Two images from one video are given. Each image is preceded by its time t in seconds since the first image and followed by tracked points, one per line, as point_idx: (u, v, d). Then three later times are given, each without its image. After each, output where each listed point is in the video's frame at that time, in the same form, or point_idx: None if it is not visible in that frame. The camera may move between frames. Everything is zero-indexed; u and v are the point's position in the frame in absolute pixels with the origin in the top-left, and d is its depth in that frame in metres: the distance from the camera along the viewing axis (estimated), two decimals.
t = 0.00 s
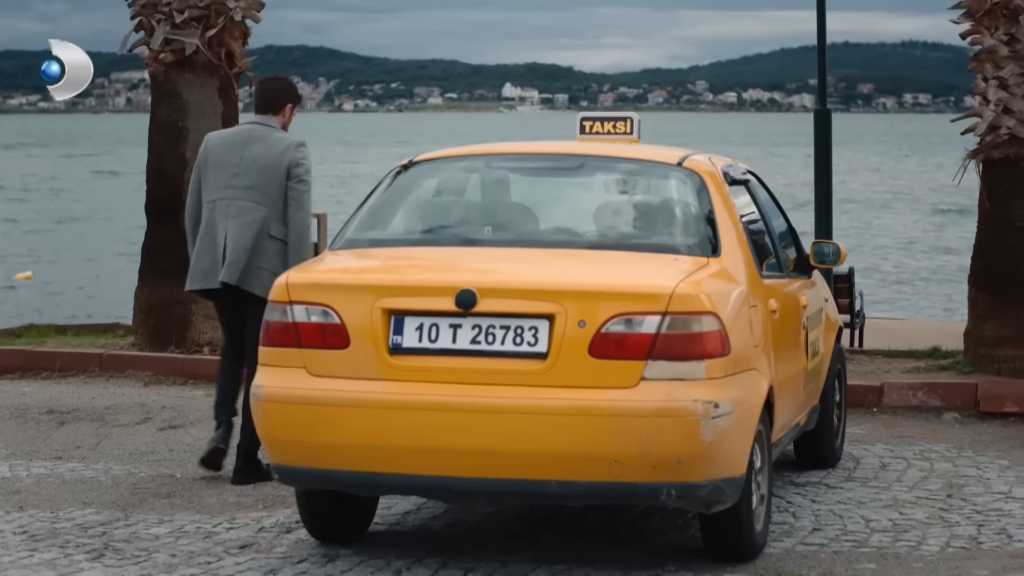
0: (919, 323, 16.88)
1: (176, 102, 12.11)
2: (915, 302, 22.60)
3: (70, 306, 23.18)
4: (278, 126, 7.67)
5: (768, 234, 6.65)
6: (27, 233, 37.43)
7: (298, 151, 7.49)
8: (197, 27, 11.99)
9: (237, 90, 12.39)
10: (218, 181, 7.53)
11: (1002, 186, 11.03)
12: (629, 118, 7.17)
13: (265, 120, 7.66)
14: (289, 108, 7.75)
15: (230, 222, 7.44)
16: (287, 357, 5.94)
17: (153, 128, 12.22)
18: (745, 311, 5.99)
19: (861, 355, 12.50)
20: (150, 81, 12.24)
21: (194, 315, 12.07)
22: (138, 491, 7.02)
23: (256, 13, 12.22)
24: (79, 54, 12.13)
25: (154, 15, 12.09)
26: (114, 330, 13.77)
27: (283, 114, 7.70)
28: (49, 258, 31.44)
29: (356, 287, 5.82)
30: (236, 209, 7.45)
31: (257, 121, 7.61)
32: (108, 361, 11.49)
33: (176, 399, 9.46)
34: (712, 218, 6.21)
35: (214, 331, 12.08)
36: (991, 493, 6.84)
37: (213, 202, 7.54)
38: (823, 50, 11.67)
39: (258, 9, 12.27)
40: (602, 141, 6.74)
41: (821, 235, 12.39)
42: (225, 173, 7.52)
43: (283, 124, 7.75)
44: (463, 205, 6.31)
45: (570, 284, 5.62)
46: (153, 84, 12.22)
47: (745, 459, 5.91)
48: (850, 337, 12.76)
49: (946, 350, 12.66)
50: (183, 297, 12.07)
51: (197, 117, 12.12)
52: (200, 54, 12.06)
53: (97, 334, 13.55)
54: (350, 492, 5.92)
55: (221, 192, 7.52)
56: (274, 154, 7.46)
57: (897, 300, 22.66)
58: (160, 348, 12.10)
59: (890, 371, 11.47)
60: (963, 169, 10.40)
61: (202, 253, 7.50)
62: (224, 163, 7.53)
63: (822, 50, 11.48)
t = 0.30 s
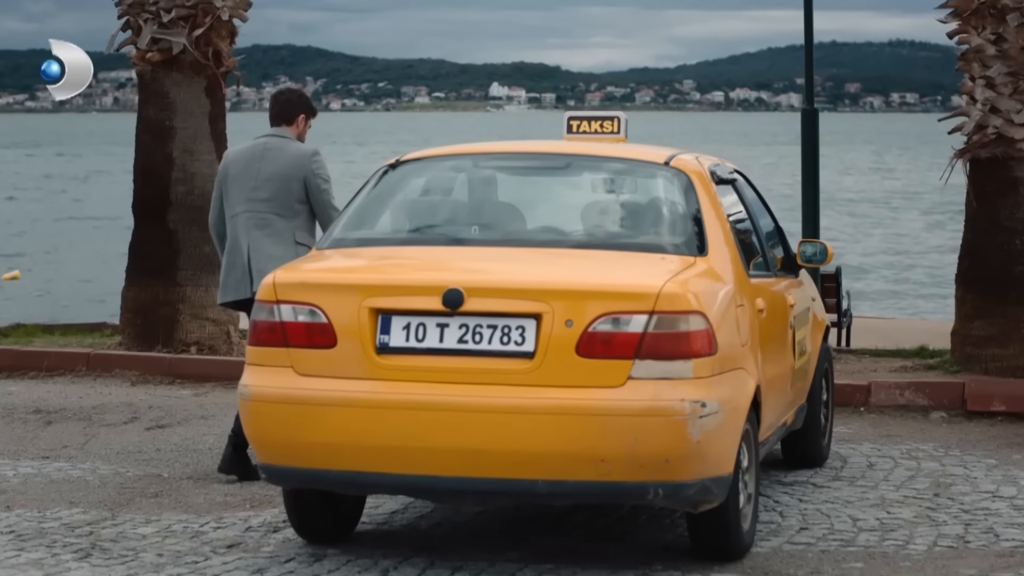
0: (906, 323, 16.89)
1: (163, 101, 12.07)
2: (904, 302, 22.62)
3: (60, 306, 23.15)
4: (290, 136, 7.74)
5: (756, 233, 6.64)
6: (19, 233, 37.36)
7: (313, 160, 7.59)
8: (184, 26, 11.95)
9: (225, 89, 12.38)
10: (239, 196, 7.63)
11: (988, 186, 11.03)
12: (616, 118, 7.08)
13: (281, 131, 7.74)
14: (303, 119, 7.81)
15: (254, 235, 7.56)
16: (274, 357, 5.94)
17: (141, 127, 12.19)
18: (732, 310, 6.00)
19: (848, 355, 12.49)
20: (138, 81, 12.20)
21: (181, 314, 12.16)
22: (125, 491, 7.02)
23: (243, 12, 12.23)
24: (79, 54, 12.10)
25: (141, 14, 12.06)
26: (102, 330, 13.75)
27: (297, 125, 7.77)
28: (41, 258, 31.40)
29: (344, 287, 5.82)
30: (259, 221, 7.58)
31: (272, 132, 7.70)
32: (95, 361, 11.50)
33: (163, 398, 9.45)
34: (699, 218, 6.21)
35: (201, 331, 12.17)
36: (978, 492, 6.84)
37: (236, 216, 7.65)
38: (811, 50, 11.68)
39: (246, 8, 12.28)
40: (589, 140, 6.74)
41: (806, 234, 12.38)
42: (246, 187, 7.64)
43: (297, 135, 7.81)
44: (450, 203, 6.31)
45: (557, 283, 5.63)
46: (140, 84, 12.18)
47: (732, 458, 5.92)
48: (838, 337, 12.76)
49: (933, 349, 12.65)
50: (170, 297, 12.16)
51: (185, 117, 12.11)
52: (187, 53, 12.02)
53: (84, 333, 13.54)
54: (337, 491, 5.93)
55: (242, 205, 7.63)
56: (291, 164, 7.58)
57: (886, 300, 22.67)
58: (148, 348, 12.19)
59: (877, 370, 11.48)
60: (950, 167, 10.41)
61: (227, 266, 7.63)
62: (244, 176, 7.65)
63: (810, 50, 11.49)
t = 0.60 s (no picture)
0: (891, 323, 16.88)
1: (141, 101, 12.00)
2: (890, 302, 22.62)
3: (47, 306, 23.10)
4: (311, 120, 8.52)
5: (735, 233, 6.65)
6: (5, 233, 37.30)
7: (327, 141, 8.36)
8: (163, 26, 11.93)
9: (202, 89, 12.34)
10: (261, 178, 8.43)
11: (966, 186, 11.03)
12: (594, 118, 7.07)
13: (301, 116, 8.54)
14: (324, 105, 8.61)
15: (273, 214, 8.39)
16: (252, 357, 5.94)
17: (119, 127, 12.10)
18: (711, 310, 6.00)
19: (827, 354, 12.49)
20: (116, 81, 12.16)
21: (160, 314, 12.07)
22: (104, 491, 7.01)
23: (222, 12, 12.23)
24: (79, 53, 12.03)
25: (120, 14, 12.04)
26: (81, 330, 13.73)
27: (317, 109, 8.56)
28: (31, 258, 31.37)
29: (322, 287, 5.82)
30: (276, 202, 8.40)
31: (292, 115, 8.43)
32: (74, 361, 11.49)
33: (142, 398, 9.44)
34: (678, 217, 6.21)
35: (180, 330, 12.11)
36: (957, 491, 6.84)
37: (259, 198, 8.48)
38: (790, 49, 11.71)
39: (224, 8, 12.29)
40: (568, 140, 6.74)
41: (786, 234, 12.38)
42: (266, 169, 8.44)
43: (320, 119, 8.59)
44: (429, 203, 6.31)
45: (535, 283, 5.63)
46: (119, 84, 12.12)
47: (711, 458, 5.92)
48: (817, 337, 12.76)
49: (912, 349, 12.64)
50: (148, 296, 12.08)
51: (164, 117, 12.02)
52: (165, 53, 11.98)
53: (64, 334, 13.51)
54: (316, 491, 5.92)
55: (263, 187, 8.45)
56: (304, 146, 8.36)
57: (874, 301, 22.65)
58: (127, 348, 12.08)
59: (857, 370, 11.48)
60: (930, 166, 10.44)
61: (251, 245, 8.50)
62: (265, 159, 8.44)
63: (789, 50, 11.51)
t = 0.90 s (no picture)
0: (878, 323, 16.89)
1: (121, 101, 11.97)
2: (874, 301, 22.63)
3: (36, 306, 23.07)
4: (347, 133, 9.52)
5: (715, 233, 6.65)
6: None
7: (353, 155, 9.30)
8: (143, 26, 11.91)
9: (183, 89, 12.32)
10: (293, 186, 9.43)
11: (946, 185, 11.02)
12: (574, 117, 7.08)
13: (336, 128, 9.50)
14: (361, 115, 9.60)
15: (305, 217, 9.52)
16: (233, 357, 5.93)
17: (99, 127, 12.07)
18: (691, 310, 6.00)
19: (807, 354, 12.49)
20: (97, 82, 12.16)
21: (140, 314, 12.05)
22: (84, 492, 7.00)
23: (202, 12, 12.20)
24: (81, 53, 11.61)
25: (100, 15, 12.02)
26: (61, 330, 13.71)
27: (352, 122, 9.54)
28: (20, 258, 31.30)
29: (302, 286, 5.81)
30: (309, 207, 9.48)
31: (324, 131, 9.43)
32: (54, 361, 11.48)
33: (122, 399, 9.43)
34: (658, 217, 6.22)
35: (160, 331, 12.05)
36: (937, 491, 6.85)
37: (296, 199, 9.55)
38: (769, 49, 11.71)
39: (204, 8, 12.27)
40: (549, 139, 6.73)
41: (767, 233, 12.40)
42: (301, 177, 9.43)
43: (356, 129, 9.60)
44: (409, 203, 6.31)
45: (515, 283, 5.63)
46: (100, 84, 12.12)
47: (691, 458, 5.93)
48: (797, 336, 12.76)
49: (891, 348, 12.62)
50: (128, 296, 12.05)
51: (144, 117, 12.00)
52: (146, 53, 11.95)
53: (45, 334, 13.49)
54: (296, 491, 5.92)
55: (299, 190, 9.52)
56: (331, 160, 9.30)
57: (863, 301, 22.67)
58: (107, 348, 12.06)
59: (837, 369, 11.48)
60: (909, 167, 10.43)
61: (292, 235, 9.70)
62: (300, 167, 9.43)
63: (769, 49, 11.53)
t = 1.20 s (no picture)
0: (863, 322, 16.89)
1: (97, 101, 11.89)
2: (858, 301, 22.65)
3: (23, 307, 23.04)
4: (398, 122, 10.45)
5: (690, 232, 6.65)
6: None
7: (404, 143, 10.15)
8: (118, 25, 11.85)
9: (157, 89, 12.25)
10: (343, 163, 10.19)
11: (922, 185, 11.03)
12: (549, 117, 7.08)
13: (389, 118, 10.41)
14: (408, 105, 10.49)
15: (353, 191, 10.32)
16: (208, 357, 5.93)
17: (74, 127, 12.00)
18: (667, 309, 6.01)
19: (784, 353, 12.50)
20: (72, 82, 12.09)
21: (115, 314, 11.96)
22: (59, 492, 6.99)
23: (177, 11, 12.16)
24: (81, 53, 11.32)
25: (75, 14, 11.93)
26: (37, 330, 13.66)
27: (403, 110, 10.47)
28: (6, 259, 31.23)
29: (278, 286, 5.81)
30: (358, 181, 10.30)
31: (373, 120, 10.22)
32: (29, 361, 11.48)
33: (97, 399, 9.43)
34: (634, 217, 6.22)
35: (136, 331, 11.99)
36: (912, 490, 6.86)
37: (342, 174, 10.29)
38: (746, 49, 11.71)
39: (179, 7, 12.23)
40: (525, 139, 6.73)
41: (745, 232, 12.39)
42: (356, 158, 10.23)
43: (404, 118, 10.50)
44: (384, 203, 6.31)
45: (491, 283, 5.63)
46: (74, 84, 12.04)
47: (667, 457, 5.93)
48: (773, 336, 12.78)
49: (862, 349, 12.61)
50: (104, 296, 11.97)
51: (120, 117, 11.94)
52: (121, 53, 11.88)
53: (20, 335, 13.45)
54: (272, 492, 5.91)
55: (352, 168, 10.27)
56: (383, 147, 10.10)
57: (850, 300, 22.68)
58: (82, 348, 11.99)
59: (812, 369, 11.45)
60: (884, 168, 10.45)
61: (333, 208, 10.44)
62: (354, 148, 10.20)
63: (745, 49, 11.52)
